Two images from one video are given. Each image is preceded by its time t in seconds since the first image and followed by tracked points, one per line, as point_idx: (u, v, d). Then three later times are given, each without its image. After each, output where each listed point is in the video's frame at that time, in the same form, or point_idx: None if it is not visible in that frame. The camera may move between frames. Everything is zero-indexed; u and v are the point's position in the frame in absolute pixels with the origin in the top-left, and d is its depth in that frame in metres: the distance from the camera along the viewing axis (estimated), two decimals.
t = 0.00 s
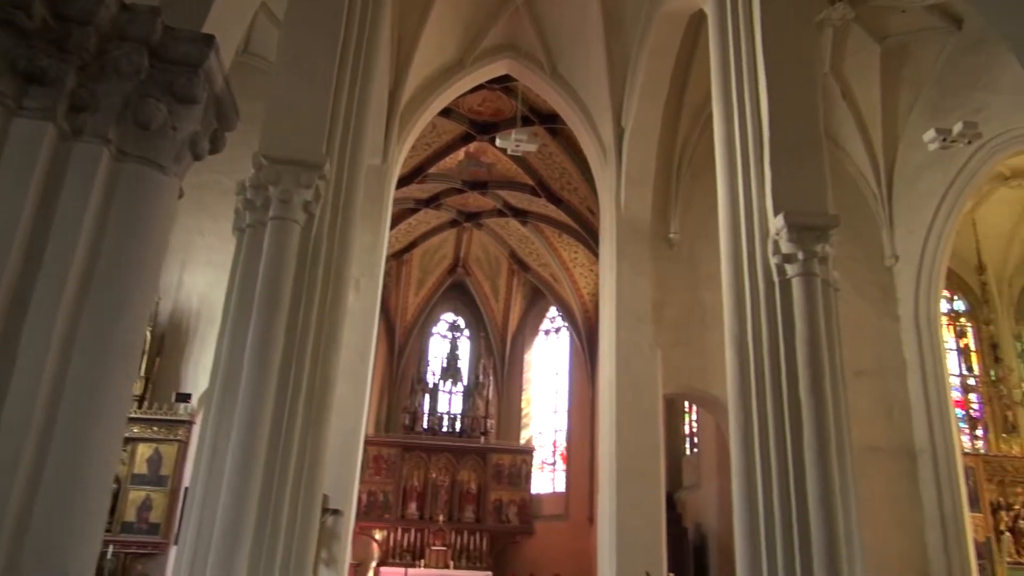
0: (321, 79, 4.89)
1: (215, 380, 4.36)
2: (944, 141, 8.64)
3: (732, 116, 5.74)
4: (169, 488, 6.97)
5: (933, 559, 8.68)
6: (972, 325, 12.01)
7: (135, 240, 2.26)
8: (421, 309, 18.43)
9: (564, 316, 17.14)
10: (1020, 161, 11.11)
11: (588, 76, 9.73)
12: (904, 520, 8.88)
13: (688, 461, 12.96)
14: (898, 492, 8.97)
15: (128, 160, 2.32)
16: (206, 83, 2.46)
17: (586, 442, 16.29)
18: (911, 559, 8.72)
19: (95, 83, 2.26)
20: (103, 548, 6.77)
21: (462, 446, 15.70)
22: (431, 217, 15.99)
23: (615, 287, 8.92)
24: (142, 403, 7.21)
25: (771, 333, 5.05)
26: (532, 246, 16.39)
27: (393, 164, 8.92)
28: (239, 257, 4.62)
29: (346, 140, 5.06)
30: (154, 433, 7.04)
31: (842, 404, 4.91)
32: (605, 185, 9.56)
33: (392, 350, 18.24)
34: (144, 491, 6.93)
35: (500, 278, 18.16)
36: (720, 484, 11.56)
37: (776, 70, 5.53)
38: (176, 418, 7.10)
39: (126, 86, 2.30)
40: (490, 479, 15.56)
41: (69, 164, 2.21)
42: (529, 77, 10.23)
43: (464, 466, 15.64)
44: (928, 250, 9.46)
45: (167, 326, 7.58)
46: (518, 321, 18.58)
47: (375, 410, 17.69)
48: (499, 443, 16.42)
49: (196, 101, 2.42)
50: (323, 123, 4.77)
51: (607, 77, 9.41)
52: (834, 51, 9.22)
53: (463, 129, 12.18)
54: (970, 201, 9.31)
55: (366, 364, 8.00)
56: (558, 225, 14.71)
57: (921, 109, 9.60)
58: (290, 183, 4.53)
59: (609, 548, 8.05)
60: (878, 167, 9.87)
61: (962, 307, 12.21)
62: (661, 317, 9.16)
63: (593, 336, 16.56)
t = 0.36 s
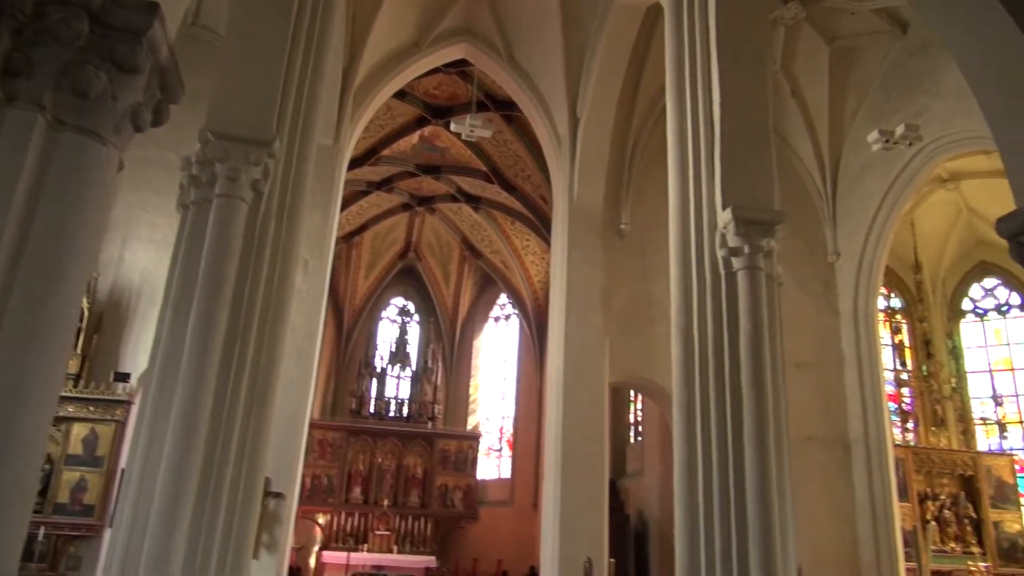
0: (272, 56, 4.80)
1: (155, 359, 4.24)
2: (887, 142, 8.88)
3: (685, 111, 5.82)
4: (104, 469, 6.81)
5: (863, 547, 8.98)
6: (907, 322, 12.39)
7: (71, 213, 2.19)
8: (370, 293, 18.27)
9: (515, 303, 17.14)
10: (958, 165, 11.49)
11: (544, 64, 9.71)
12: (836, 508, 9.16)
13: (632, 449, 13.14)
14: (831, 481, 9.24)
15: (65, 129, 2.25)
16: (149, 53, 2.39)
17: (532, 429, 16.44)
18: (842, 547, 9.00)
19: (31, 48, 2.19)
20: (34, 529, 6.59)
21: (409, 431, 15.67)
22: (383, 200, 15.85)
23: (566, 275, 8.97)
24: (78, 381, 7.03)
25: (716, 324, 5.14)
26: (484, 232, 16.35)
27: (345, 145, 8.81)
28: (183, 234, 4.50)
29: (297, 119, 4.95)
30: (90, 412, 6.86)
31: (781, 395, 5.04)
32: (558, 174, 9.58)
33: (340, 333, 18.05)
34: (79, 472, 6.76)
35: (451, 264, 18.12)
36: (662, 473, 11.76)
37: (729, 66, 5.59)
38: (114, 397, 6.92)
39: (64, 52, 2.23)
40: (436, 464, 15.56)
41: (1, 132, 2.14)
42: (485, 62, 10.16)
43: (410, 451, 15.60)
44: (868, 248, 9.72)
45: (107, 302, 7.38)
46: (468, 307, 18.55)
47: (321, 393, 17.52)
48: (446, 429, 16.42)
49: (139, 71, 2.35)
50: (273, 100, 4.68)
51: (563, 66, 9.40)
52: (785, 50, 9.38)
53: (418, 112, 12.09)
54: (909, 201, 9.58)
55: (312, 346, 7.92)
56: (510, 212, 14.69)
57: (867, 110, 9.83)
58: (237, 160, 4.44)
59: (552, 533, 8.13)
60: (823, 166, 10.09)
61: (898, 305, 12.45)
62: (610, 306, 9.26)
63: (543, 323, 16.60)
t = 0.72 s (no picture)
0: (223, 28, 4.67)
1: (95, 335, 4.11)
2: (835, 140, 9.06)
3: (641, 102, 5.86)
4: (39, 448, 6.63)
5: (800, 533, 9.23)
6: (848, 315, 12.71)
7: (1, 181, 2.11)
8: (321, 274, 18.05)
9: (467, 287, 17.04)
10: (902, 165, 11.79)
11: (502, 48, 9.64)
12: (775, 495, 9.39)
13: (579, 435, 13.26)
14: (772, 469, 9.46)
15: None
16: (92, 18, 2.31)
17: (481, 414, 16.37)
18: (779, 533, 9.26)
19: None
20: None
21: (357, 414, 15.59)
22: (336, 180, 15.64)
23: (519, 260, 8.97)
24: (13, 357, 6.79)
25: (665, 314, 5.21)
26: (438, 216, 16.23)
27: (298, 122, 8.66)
28: (127, 207, 4.37)
29: (248, 94, 4.85)
30: (26, 389, 6.66)
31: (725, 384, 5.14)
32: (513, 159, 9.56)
33: (289, 313, 17.81)
34: (12, 451, 6.57)
35: (404, 247, 17.99)
36: (608, 459, 11.92)
37: (684, 57, 5.61)
38: (51, 374, 6.72)
39: None
40: (384, 448, 15.52)
41: None
42: (443, 43, 10.07)
43: (358, 434, 15.53)
44: (814, 243, 9.95)
45: (44, 276, 7.15)
46: (420, 291, 18.45)
47: (268, 374, 17.29)
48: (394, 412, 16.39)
49: (80, 36, 2.25)
50: (223, 73, 4.56)
51: (521, 51, 9.37)
52: (740, 44, 9.48)
53: (373, 92, 11.95)
54: (855, 198, 9.80)
55: (259, 327, 7.80)
56: (465, 195, 14.59)
57: (818, 107, 10.01)
58: (185, 134, 4.32)
59: (498, 518, 8.18)
60: (773, 160, 10.26)
61: (841, 298, 12.78)
62: (562, 293, 9.32)
63: (495, 308, 16.53)
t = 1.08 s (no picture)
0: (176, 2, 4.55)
1: (37, 316, 3.98)
2: (789, 134, 9.21)
3: (601, 92, 5.89)
4: None
5: (746, 519, 9.42)
6: (798, 307, 12.96)
7: None
8: (276, 257, 17.80)
9: (424, 273, 16.93)
10: (854, 161, 12.04)
11: (463, 33, 9.56)
12: (724, 482, 9.57)
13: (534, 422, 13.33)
14: (721, 456, 9.64)
15: None
16: None
17: (436, 400, 16.35)
18: (726, 519, 9.46)
19: None
20: None
21: (311, 399, 15.47)
22: (293, 161, 15.41)
23: (477, 247, 8.97)
24: None
25: (620, 303, 5.25)
26: (396, 200, 16.08)
27: (254, 103, 8.50)
28: (73, 184, 4.22)
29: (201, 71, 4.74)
30: None
31: (678, 373, 5.21)
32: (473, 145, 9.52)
33: (242, 297, 17.53)
34: None
35: (361, 232, 17.82)
36: (562, 445, 12.02)
37: (643, 48, 5.63)
38: None
39: None
40: (338, 433, 15.45)
41: None
42: (403, 27, 9.81)
43: (312, 419, 15.42)
44: (767, 236, 10.11)
45: None
46: (376, 277, 18.31)
47: (220, 357, 17.01)
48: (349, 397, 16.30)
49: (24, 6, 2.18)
50: (176, 49, 4.44)
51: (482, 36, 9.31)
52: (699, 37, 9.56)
53: (332, 73, 11.80)
54: (807, 192, 9.98)
55: (211, 309, 7.66)
56: (424, 181, 14.48)
57: (773, 102, 10.15)
58: (135, 110, 4.18)
59: (451, 503, 8.21)
60: (729, 153, 10.39)
61: (792, 291, 13.04)
62: (519, 280, 9.34)
63: (452, 295, 16.46)
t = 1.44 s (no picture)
0: None
1: None
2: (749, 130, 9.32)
3: (565, 84, 5.90)
4: None
5: (701, 507, 9.57)
6: (755, 301, 13.15)
7: None
8: (235, 242, 17.54)
9: (386, 261, 16.80)
10: (811, 157, 12.22)
11: (428, 19, 9.46)
12: (680, 471, 9.71)
13: (493, 411, 13.36)
14: (677, 446, 9.78)
15: None
16: None
17: (396, 389, 16.29)
18: (681, 508, 9.60)
19: None
20: None
21: (268, 386, 15.33)
22: (253, 145, 15.18)
23: (439, 235, 8.95)
24: None
25: (580, 294, 5.28)
26: (358, 186, 15.91)
27: (212, 84, 8.34)
28: (20, 163, 4.07)
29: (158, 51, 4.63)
30: None
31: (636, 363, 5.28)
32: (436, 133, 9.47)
33: (198, 281, 17.20)
34: None
35: (321, 218, 17.63)
36: (520, 434, 12.07)
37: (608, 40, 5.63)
38: None
39: None
40: (296, 421, 15.32)
41: None
42: (369, 12, 9.60)
43: (269, 407, 15.28)
44: (727, 229, 10.22)
45: None
46: (337, 264, 18.15)
47: (175, 342, 16.63)
48: (307, 385, 16.17)
49: None
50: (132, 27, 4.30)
51: (448, 23, 9.24)
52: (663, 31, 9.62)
53: (294, 56, 11.63)
54: (766, 188, 10.11)
55: (165, 294, 7.51)
56: (386, 167, 14.34)
57: (735, 97, 10.25)
58: (88, 89, 4.04)
59: (410, 492, 8.22)
60: (691, 147, 10.49)
61: (749, 284, 13.21)
62: (481, 269, 9.35)
63: (413, 282, 16.36)
